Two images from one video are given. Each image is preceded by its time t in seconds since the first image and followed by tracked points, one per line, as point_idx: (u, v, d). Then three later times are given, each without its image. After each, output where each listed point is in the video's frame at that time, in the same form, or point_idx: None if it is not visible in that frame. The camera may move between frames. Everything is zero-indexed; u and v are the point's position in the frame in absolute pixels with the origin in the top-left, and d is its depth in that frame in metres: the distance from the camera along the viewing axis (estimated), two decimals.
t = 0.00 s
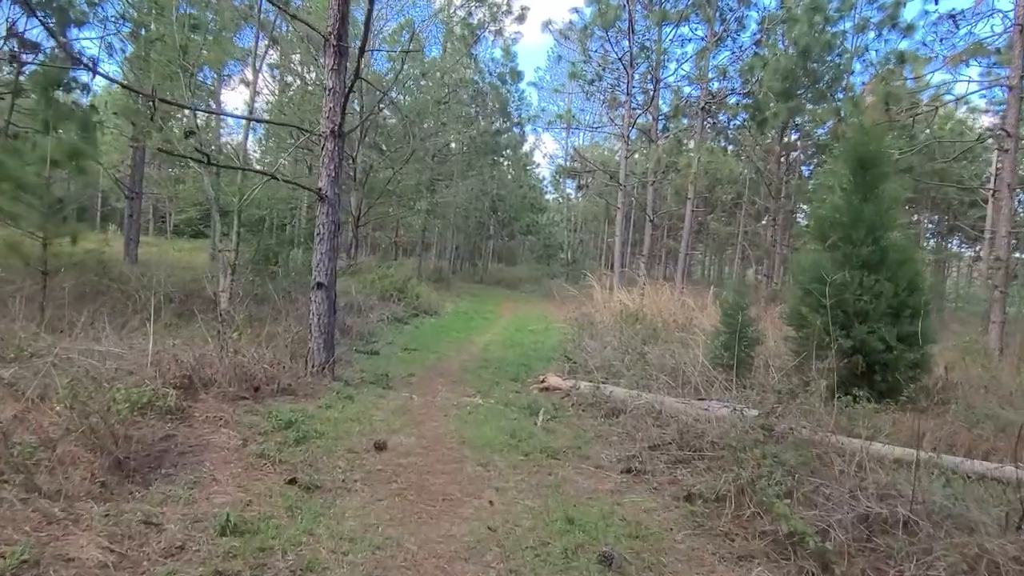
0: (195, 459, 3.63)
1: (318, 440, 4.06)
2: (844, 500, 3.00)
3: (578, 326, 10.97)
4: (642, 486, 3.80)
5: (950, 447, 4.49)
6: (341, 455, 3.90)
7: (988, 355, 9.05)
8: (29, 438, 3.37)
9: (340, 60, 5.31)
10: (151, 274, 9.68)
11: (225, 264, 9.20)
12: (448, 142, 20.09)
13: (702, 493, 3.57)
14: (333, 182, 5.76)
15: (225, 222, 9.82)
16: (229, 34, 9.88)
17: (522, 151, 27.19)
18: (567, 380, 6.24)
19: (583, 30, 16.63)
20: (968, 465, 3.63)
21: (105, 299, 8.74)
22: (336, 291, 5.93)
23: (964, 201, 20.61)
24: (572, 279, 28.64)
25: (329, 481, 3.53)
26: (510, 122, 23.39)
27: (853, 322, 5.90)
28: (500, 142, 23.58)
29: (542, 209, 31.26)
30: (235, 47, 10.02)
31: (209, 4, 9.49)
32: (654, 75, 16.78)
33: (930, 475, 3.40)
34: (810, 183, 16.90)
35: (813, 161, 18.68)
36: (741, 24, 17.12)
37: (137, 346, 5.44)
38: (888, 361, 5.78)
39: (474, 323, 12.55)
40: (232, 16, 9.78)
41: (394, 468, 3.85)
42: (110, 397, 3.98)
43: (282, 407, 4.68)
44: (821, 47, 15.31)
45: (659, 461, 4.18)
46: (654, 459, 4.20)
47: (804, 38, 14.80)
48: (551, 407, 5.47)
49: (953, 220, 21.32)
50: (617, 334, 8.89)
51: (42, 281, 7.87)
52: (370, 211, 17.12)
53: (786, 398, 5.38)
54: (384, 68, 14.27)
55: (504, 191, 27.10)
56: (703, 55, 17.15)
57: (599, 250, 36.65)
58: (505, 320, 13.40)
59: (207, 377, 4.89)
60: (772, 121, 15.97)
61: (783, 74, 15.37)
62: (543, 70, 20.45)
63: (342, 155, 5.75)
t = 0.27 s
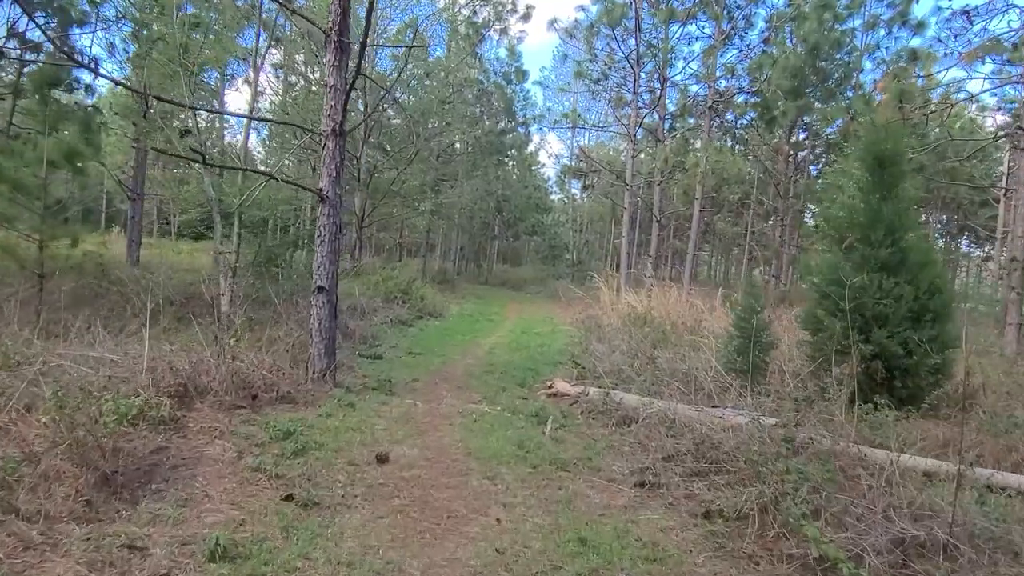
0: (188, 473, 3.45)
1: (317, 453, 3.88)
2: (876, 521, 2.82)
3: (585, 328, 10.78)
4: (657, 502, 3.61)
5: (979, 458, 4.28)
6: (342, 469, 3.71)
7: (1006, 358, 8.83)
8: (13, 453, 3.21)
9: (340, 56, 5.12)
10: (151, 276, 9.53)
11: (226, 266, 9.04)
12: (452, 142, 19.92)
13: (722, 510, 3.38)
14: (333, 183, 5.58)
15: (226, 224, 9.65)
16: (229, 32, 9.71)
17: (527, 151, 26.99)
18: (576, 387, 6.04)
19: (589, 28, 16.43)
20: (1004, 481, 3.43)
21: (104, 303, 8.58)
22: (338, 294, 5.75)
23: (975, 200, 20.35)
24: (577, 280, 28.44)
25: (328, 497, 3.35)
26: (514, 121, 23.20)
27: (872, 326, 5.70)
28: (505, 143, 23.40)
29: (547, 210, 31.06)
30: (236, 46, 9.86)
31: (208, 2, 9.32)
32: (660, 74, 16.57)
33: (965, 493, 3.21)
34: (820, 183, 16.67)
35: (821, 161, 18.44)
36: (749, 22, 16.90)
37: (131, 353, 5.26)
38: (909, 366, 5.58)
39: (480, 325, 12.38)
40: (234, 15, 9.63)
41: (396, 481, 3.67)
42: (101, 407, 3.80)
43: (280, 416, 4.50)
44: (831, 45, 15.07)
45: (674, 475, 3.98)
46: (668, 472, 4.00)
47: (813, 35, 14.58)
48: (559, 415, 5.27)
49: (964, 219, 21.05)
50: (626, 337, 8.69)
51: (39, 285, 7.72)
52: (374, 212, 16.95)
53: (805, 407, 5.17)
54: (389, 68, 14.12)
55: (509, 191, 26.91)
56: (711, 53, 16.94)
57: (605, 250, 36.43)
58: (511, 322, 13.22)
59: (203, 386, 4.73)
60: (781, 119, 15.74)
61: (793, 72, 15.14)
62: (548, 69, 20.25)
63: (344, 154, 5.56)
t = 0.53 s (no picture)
0: (187, 480, 3.28)
1: (322, 458, 3.70)
2: (926, 538, 2.60)
3: (603, 330, 10.56)
4: (683, 513, 3.39)
5: None
6: (349, 475, 3.52)
7: None
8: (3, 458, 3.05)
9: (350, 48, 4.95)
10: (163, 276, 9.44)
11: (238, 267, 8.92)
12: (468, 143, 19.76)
13: (753, 521, 3.15)
14: (343, 179, 5.41)
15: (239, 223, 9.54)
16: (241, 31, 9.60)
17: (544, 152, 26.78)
18: (594, 390, 5.83)
19: (607, 26, 16.20)
20: None
21: (115, 304, 8.48)
22: (348, 293, 5.58)
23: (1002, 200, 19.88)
24: (594, 281, 28.19)
25: (333, 506, 3.16)
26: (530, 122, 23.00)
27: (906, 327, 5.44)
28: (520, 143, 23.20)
29: (563, 211, 30.83)
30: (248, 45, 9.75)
31: None
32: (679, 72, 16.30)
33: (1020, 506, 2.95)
34: (843, 182, 16.31)
35: (844, 160, 18.08)
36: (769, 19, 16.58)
37: (136, 353, 5.11)
38: (945, 369, 5.30)
39: (495, 326, 12.20)
40: (247, 13, 9.52)
41: (406, 489, 3.48)
42: (99, 410, 3.64)
43: (287, 419, 4.32)
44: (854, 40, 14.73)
45: (699, 483, 3.75)
46: (693, 480, 3.78)
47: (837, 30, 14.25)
48: (577, 419, 5.06)
49: (990, 220, 20.58)
50: (645, 338, 8.46)
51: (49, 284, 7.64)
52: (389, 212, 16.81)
53: (836, 412, 4.91)
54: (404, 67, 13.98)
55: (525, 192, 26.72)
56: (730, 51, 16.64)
57: (622, 251, 36.13)
58: (527, 323, 13.04)
59: (208, 387, 4.56)
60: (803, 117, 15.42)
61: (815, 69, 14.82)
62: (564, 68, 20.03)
63: (354, 150, 5.39)
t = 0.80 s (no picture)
0: (187, 494, 3.10)
1: (331, 469, 3.52)
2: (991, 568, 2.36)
3: (622, 334, 10.33)
4: (712, 534, 3.16)
5: None
6: (358, 489, 3.33)
7: None
8: None
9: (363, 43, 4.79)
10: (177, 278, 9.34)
11: (252, 268, 8.80)
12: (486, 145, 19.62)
13: (791, 544, 2.91)
14: (355, 178, 5.24)
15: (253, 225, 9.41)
16: (257, 31, 9.49)
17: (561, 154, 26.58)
18: (616, 397, 5.61)
19: (626, 25, 15.97)
20: None
21: (128, 308, 8.40)
22: (361, 296, 5.41)
23: None
24: (612, 284, 27.95)
25: (341, 524, 2.96)
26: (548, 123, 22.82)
27: (947, 333, 5.18)
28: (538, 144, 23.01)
29: (581, 213, 30.62)
30: (264, 45, 9.65)
31: None
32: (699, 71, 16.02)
33: None
34: (869, 183, 15.94)
35: (868, 160, 17.69)
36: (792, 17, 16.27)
37: (142, 358, 4.97)
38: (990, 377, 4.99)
39: (513, 330, 12.00)
40: (263, 13, 9.41)
41: (418, 503, 3.29)
42: (98, 416, 3.48)
43: (296, 428, 4.14)
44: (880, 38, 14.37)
45: (730, 500, 3.51)
46: (722, 496, 3.55)
47: (862, 28, 13.92)
48: (598, 428, 4.85)
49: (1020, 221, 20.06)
50: (666, 343, 8.24)
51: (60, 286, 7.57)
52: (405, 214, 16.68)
53: (873, 422, 4.66)
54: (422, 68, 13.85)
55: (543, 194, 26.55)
56: (752, 50, 16.34)
57: (640, 254, 35.80)
58: (545, 327, 12.82)
59: (215, 394, 4.41)
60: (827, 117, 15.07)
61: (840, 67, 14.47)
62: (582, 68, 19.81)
63: (367, 148, 5.22)
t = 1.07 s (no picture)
0: (182, 505, 2.91)
1: (335, 477, 3.32)
2: None
3: (637, 336, 10.12)
4: (743, 550, 2.94)
5: None
6: (364, 499, 3.14)
7: None
8: None
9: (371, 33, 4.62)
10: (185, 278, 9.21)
11: (260, 268, 8.65)
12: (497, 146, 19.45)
13: (831, 563, 2.69)
14: (364, 173, 5.05)
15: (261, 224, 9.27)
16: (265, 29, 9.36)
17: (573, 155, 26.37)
18: (633, 401, 5.39)
19: (640, 24, 15.75)
20: None
21: (134, 308, 8.27)
22: (370, 296, 5.22)
23: None
24: (625, 285, 27.70)
25: (345, 536, 2.76)
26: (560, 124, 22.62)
27: (983, 335, 4.90)
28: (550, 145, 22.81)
29: (592, 215, 30.39)
30: (273, 43, 9.51)
31: None
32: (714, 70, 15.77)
33: None
34: (888, 183, 15.63)
35: (887, 160, 17.38)
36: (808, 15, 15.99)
37: (143, 359, 4.80)
38: None
39: (525, 331, 11.81)
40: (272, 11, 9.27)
41: (428, 514, 3.09)
42: (91, 420, 3.30)
43: (301, 432, 3.96)
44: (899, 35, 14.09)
45: (760, 512, 3.28)
46: (752, 508, 3.33)
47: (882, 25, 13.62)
48: (616, 433, 4.63)
49: None
50: (683, 345, 8.02)
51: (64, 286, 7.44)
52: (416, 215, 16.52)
53: (907, 430, 4.42)
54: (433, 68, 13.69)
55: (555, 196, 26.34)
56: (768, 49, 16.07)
57: (652, 256, 35.53)
58: (557, 328, 12.63)
59: (216, 397, 4.23)
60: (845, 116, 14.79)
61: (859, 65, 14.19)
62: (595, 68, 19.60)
63: (375, 142, 5.04)
